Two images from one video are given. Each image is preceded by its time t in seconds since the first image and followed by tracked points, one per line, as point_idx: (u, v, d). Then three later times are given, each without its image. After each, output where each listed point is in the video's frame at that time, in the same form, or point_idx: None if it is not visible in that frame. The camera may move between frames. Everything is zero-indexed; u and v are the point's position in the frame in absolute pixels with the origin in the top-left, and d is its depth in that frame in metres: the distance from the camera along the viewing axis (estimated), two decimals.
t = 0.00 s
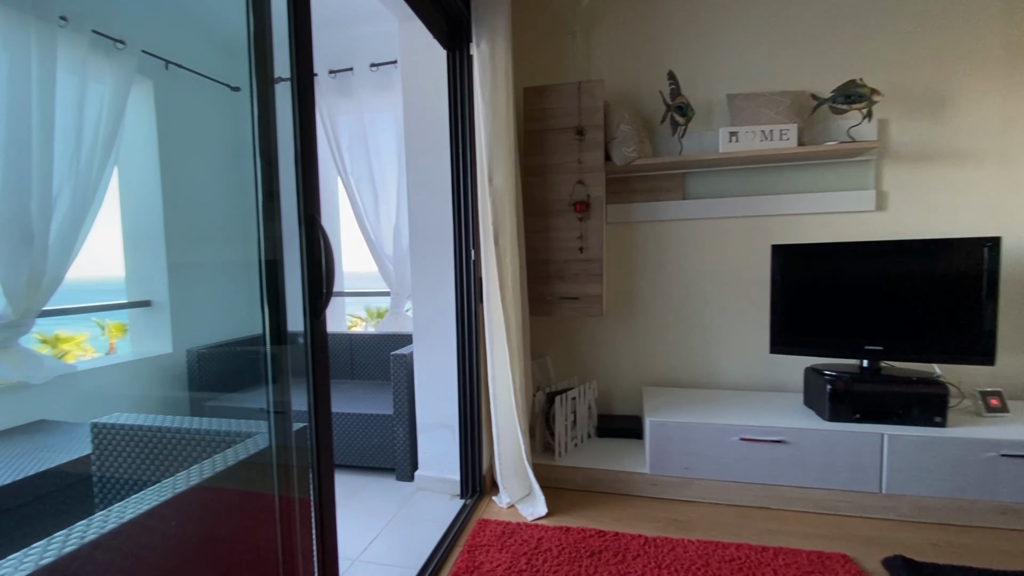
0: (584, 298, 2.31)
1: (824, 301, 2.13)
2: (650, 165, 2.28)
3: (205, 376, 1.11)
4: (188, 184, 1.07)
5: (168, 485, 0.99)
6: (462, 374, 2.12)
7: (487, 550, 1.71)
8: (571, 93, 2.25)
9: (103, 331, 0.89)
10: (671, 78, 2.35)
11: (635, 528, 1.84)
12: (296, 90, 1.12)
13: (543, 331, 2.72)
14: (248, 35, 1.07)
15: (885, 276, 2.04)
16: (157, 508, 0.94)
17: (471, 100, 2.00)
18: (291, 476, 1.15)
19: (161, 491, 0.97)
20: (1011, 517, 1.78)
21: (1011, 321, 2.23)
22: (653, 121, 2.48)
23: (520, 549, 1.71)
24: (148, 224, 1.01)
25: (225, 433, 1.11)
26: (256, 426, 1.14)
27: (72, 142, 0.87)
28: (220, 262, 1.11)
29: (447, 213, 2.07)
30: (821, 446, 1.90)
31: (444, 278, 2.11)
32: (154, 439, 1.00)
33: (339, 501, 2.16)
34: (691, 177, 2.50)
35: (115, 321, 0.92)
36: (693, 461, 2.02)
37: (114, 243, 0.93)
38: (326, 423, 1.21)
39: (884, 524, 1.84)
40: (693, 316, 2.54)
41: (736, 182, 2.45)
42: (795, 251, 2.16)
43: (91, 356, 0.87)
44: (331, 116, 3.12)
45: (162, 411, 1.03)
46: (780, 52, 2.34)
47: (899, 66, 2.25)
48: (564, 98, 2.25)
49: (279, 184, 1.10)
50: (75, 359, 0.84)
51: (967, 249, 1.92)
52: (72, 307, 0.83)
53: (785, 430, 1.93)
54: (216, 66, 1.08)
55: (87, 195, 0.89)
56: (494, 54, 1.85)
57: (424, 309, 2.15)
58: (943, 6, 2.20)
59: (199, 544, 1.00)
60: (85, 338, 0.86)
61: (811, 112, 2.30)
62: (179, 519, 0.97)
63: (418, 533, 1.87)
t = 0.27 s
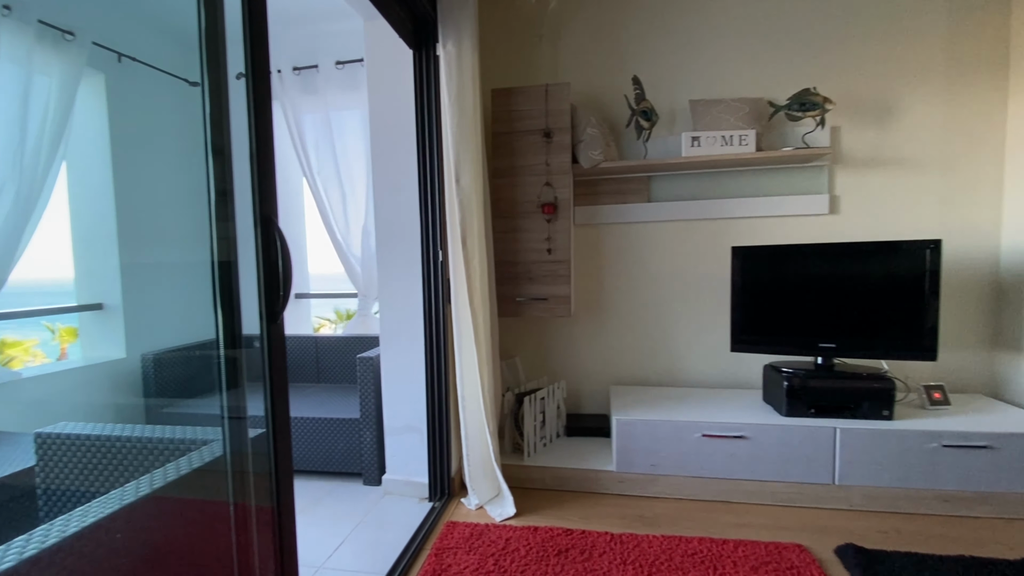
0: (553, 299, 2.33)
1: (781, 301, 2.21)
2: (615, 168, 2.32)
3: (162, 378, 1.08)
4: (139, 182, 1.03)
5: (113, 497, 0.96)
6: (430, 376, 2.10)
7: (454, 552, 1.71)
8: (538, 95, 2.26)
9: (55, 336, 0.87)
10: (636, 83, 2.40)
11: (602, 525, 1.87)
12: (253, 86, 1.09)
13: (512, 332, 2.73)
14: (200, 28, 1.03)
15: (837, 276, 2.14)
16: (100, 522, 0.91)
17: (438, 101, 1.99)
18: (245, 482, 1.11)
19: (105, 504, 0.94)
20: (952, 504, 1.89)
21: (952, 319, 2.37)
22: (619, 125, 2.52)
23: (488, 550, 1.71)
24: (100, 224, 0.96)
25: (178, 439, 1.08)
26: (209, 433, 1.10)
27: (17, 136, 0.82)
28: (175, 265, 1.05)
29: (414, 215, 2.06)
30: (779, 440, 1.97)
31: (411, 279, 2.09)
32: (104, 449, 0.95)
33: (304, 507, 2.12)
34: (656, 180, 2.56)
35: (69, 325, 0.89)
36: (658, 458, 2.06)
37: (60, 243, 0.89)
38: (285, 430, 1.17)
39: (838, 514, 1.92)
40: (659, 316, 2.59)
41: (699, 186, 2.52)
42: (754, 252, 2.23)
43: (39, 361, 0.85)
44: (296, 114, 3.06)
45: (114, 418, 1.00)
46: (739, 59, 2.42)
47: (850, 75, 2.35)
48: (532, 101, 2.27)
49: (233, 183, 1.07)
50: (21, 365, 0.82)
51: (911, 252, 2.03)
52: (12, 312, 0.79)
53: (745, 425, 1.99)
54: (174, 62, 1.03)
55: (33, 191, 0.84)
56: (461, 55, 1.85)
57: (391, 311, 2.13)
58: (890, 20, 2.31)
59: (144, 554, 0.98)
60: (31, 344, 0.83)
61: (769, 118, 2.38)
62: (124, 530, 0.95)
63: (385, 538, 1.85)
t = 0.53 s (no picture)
0: (522, 300, 2.34)
1: (742, 301, 2.29)
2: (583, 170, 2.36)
3: (115, 389, 1.01)
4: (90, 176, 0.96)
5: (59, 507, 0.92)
6: (398, 378, 2.08)
7: (422, 556, 1.69)
8: (506, 97, 2.27)
9: None
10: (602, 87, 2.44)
11: (570, 523, 1.89)
12: (206, 81, 1.06)
13: (483, 333, 2.73)
14: (148, 21, 1.00)
15: (794, 276, 2.22)
16: (44, 536, 0.88)
17: (404, 100, 1.98)
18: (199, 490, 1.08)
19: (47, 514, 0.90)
20: (900, 493, 1.98)
21: (900, 317, 2.49)
22: (586, 127, 2.55)
23: (457, 552, 1.71)
24: (46, 222, 0.90)
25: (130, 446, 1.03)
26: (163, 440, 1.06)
27: None
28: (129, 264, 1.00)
29: (381, 215, 2.04)
30: (740, 435, 2.04)
31: (379, 281, 2.06)
32: (47, 458, 0.90)
33: (267, 515, 2.06)
34: (623, 182, 2.60)
35: (11, 329, 0.85)
36: (625, 455, 2.10)
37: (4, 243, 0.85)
38: (242, 435, 1.13)
39: (795, 506, 1.99)
40: (626, 316, 2.64)
41: (664, 188, 2.58)
42: (716, 253, 2.30)
43: None
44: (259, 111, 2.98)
45: (61, 426, 0.95)
46: (702, 66, 2.49)
47: (805, 84, 2.45)
48: (499, 102, 2.27)
49: (183, 180, 1.04)
50: None
51: (861, 254, 2.13)
52: None
53: (708, 422, 2.05)
54: (126, 53, 0.99)
55: None
56: (428, 54, 1.84)
57: (358, 313, 2.09)
58: (842, 31, 2.42)
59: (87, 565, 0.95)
60: None
61: (730, 123, 2.46)
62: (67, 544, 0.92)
63: (351, 543, 1.82)
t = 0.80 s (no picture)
0: (491, 300, 2.34)
1: (705, 300, 2.35)
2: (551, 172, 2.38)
3: (64, 393, 0.95)
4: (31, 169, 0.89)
5: None
6: (365, 380, 2.06)
7: (389, 559, 1.68)
8: (475, 97, 2.27)
9: None
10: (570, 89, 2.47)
11: (539, 521, 1.90)
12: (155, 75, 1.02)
13: (453, 334, 2.71)
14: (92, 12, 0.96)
15: (755, 276, 2.29)
16: None
17: (370, 98, 1.95)
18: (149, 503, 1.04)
19: None
20: (853, 483, 2.07)
21: (853, 315, 2.61)
22: (555, 129, 2.58)
23: (424, 554, 1.70)
24: None
25: (79, 456, 0.97)
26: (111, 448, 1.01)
27: None
28: (73, 264, 0.95)
29: (346, 215, 2.00)
30: (703, 431, 2.09)
31: (344, 281, 2.03)
32: None
33: (229, 522, 2.00)
34: (591, 184, 2.64)
35: None
36: (593, 452, 2.13)
37: None
38: (195, 440, 1.12)
39: (756, 498, 2.06)
40: (595, 315, 2.67)
41: (631, 190, 2.62)
42: (680, 254, 2.36)
43: None
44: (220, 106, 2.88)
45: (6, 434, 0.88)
46: (667, 70, 2.54)
47: (765, 90, 2.53)
48: (468, 102, 2.27)
49: (130, 178, 1.01)
50: None
51: (816, 254, 2.22)
52: None
53: (673, 418, 2.10)
54: (70, 41, 0.93)
55: None
56: (394, 53, 1.82)
57: (324, 314, 2.06)
58: (799, 40, 2.51)
59: None
60: None
61: (693, 127, 2.52)
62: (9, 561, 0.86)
63: (316, 549, 1.79)
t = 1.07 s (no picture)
0: (462, 301, 2.33)
1: (671, 300, 2.40)
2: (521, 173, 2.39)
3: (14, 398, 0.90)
4: None
5: None
6: (332, 382, 2.02)
7: (357, 564, 1.65)
8: (444, 97, 2.26)
9: None
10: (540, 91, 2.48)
11: (509, 521, 1.90)
12: (103, 70, 0.99)
13: (423, 335, 2.69)
14: None
15: (718, 277, 2.36)
16: None
17: (336, 96, 1.92)
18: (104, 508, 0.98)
19: None
20: (811, 475, 2.15)
21: (812, 314, 2.71)
22: (525, 131, 2.59)
23: (393, 558, 1.68)
24: None
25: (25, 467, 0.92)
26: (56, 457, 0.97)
27: None
28: (18, 264, 0.89)
29: (312, 214, 1.96)
30: (669, 428, 2.14)
31: (311, 282, 1.99)
32: None
33: (189, 531, 1.93)
34: (561, 185, 2.66)
35: None
36: (563, 451, 2.15)
37: None
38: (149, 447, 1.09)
39: (720, 492, 2.12)
40: (565, 316, 2.70)
41: (599, 191, 2.66)
42: (647, 254, 2.40)
43: None
44: (179, 101, 2.78)
45: None
46: (634, 74, 2.59)
47: (728, 96, 2.61)
48: (437, 102, 2.26)
49: (76, 174, 0.97)
50: None
51: (776, 255, 2.30)
52: None
53: (640, 416, 2.14)
54: (11, 27, 0.88)
55: None
56: (361, 51, 1.80)
57: (289, 316, 2.01)
58: (759, 48, 2.60)
59: None
60: None
61: (660, 131, 2.58)
62: None
63: (281, 556, 1.74)
